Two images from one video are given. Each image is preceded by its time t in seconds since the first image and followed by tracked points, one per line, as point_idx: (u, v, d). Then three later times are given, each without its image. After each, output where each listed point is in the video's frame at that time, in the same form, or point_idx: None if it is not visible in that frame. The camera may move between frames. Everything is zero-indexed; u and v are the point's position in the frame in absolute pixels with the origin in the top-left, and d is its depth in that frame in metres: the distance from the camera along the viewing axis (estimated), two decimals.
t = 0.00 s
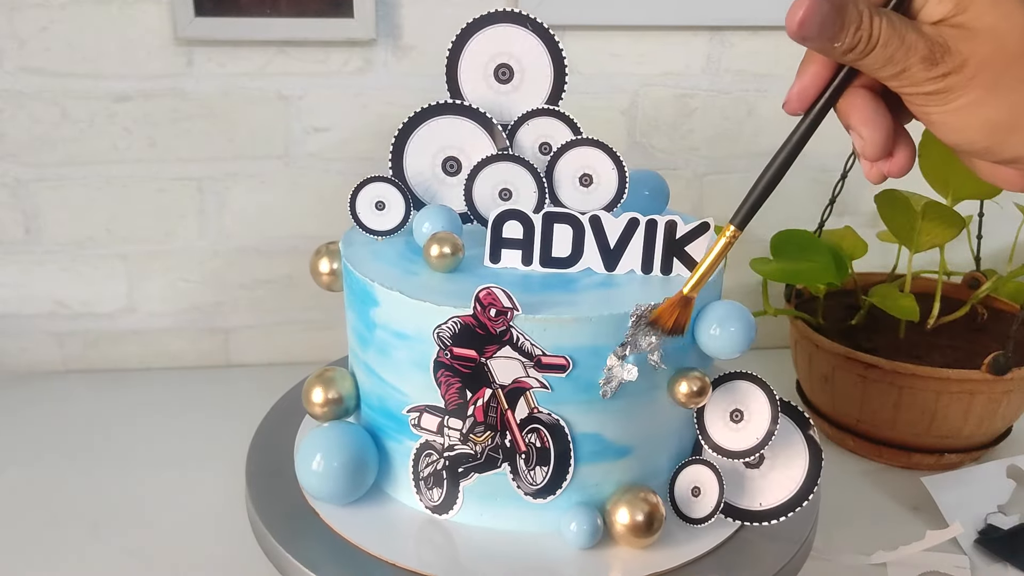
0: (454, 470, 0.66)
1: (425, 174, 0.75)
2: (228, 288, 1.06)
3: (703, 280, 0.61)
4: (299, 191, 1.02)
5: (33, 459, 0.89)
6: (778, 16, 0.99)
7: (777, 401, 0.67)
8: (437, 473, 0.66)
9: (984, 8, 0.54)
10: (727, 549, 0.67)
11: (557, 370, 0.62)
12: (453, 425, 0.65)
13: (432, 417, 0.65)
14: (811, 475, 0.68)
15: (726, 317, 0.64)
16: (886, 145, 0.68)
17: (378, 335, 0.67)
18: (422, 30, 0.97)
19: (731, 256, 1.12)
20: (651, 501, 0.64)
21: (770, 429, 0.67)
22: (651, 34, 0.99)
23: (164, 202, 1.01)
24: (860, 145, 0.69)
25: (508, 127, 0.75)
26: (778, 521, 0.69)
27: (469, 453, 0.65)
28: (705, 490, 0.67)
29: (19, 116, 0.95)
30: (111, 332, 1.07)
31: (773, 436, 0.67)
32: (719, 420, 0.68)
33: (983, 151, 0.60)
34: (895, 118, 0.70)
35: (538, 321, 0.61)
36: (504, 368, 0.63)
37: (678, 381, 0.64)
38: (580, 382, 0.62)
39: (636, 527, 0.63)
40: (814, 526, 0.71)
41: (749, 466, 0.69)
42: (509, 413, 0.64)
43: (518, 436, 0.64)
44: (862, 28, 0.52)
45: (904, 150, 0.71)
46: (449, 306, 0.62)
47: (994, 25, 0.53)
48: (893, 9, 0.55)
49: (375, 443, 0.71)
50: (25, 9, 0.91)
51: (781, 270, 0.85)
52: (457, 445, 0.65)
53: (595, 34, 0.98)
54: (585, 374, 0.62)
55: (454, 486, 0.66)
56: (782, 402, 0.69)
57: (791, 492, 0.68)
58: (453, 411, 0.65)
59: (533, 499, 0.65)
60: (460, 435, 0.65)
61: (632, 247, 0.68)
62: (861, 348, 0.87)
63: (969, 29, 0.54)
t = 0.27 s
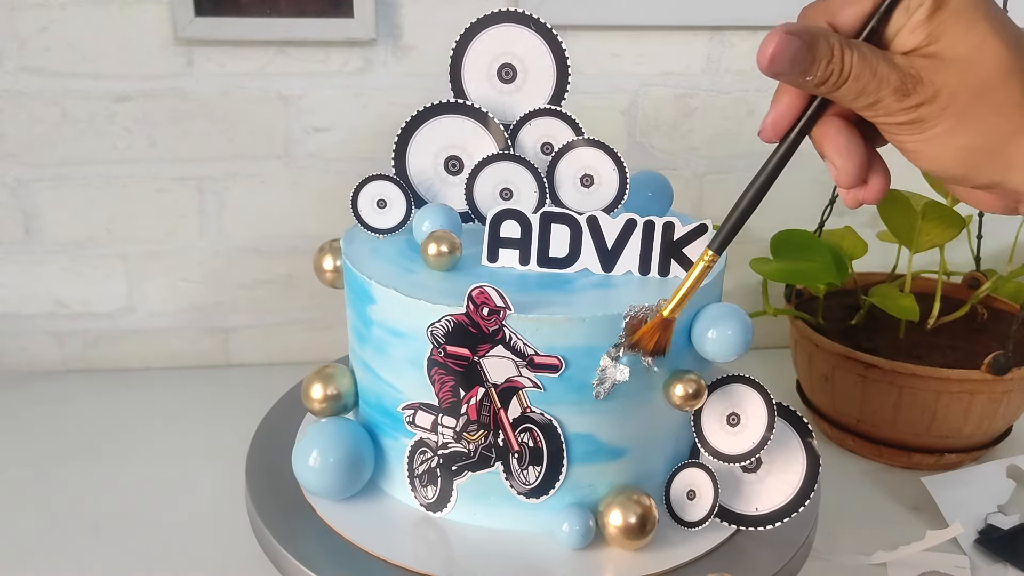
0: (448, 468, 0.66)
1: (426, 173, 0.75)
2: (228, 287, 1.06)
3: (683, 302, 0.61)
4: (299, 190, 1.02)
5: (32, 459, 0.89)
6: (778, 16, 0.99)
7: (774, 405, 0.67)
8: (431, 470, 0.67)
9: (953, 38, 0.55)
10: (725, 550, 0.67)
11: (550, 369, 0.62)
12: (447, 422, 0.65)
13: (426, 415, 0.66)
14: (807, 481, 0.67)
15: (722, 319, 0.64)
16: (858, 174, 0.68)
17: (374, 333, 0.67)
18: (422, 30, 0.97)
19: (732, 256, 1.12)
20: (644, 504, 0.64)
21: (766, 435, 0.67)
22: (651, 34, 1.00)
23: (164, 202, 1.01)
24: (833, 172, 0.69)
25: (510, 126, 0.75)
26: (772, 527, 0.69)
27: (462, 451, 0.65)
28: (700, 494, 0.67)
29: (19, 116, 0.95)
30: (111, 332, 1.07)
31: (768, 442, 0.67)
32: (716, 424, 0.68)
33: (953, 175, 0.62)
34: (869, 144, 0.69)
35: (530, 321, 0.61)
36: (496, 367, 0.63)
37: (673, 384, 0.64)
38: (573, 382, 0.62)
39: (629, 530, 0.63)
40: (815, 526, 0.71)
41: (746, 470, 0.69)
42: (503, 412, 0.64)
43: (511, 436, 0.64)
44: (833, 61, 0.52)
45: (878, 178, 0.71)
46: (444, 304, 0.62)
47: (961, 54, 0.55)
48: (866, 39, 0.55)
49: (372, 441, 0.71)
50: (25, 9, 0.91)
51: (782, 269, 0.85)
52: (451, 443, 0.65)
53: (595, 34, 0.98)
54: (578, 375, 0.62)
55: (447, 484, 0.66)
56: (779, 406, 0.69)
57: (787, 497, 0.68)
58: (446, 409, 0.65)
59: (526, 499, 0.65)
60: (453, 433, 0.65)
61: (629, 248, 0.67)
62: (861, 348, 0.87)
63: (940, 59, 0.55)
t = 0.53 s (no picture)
0: (447, 467, 0.66)
1: (427, 172, 0.75)
2: (228, 287, 1.06)
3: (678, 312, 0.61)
4: (299, 190, 1.02)
5: (32, 459, 0.89)
6: (778, 16, 0.99)
7: (773, 406, 0.67)
8: (430, 470, 0.67)
9: (939, 45, 0.55)
10: (724, 550, 0.67)
11: (548, 369, 0.62)
12: (445, 422, 0.65)
13: (425, 414, 0.66)
14: (807, 482, 0.67)
15: (722, 319, 0.64)
16: (847, 182, 0.68)
17: (373, 332, 0.67)
18: (422, 30, 0.97)
19: (732, 256, 1.12)
20: (643, 504, 0.64)
21: (765, 436, 0.67)
22: (651, 34, 1.00)
23: (164, 202, 1.01)
24: (821, 182, 0.69)
25: (510, 126, 0.75)
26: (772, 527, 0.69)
27: (461, 451, 0.65)
28: (699, 494, 0.67)
29: (19, 116, 0.95)
30: (111, 332, 1.07)
31: (767, 443, 0.67)
32: (715, 425, 0.68)
33: (942, 186, 0.62)
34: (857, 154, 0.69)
35: (528, 321, 0.61)
36: (495, 367, 0.63)
37: (672, 385, 0.64)
38: (571, 382, 0.62)
39: (627, 531, 0.63)
40: (813, 527, 0.71)
41: (745, 471, 0.69)
42: (501, 412, 0.64)
43: (510, 436, 0.64)
44: (817, 68, 0.52)
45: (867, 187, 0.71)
46: (442, 304, 0.62)
47: (948, 63, 0.55)
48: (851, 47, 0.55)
49: (371, 440, 0.71)
50: (25, 9, 0.91)
51: (782, 269, 0.85)
52: (450, 442, 0.65)
53: (595, 34, 0.98)
54: (577, 375, 0.62)
55: (446, 483, 0.66)
56: (777, 406, 0.69)
57: (787, 498, 0.68)
58: (445, 409, 0.65)
59: (525, 499, 0.65)
60: (452, 432, 0.65)
61: (628, 249, 0.67)
62: (861, 348, 0.87)
63: (925, 67, 0.55)
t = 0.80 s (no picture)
0: (447, 467, 0.66)
1: (427, 172, 0.75)
2: (229, 287, 1.06)
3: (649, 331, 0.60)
4: (299, 190, 1.02)
5: (33, 459, 0.89)
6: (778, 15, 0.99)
7: (773, 406, 0.67)
8: (430, 470, 0.67)
9: (896, 60, 0.54)
10: (724, 550, 0.67)
11: (548, 369, 0.62)
12: (446, 422, 0.65)
13: (426, 414, 0.66)
14: (807, 482, 0.67)
15: (721, 320, 0.64)
16: (809, 201, 0.66)
17: (374, 332, 0.67)
18: (422, 30, 0.97)
19: (732, 256, 1.12)
20: (643, 504, 0.64)
21: (765, 436, 0.67)
22: (651, 34, 1.00)
23: (164, 202, 1.01)
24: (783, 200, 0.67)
25: (510, 126, 0.75)
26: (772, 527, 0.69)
27: (461, 451, 0.65)
28: (699, 495, 0.67)
29: (19, 116, 0.95)
30: (111, 332, 1.07)
31: (767, 442, 0.67)
32: (715, 425, 0.68)
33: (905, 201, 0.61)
34: (820, 171, 0.68)
35: (528, 321, 0.61)
36: (495, 367, 0.63)
37: (672, 385, 0.64)
38: (571, 382, 0.62)
39: (627, 531, 0.63)
40: (813, 527, 0.71)
41: (746, 471, 0.69)
42: (501, 412, 0.64)
43: (510, 436, 0.64)
44: (771, 91, 0.51)
45: (829, 205, 0.70)
46: (442, 304, 0.62)
47: (906, 80, 0.54)
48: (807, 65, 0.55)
49: (370, 440, 0.71)
50: (25, 9, 0.91)
51: (782, 269, 0.85)
52: (450, 443, 0.65)
53: (595, 33, 0.98)
54: (576, 375, 0.62)
55: (446, 483, 0.66)
56: (777, 406, 0.69)
57: (787, 498, 0.68)
58: (445, 409, 0.65)
59: (525, 499, 0.65)
60: (452, 432, 0.65)
61: (628, 249, 0.67)
62: (861, 348, 0.87)
63: (882, 83, 0.54)
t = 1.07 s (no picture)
0: (446, 467, 0.66)
1: (427, 172, 0.75)
2: (229, 287, 1.06)
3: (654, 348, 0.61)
4: (299, 190, 1.02)
5: (33, 459, 0.89)
6: (778, 15, 0.99)
7: (773, 406, 0.67)
8: (430, 470, 0.67)
9: (897, 70, 0.54)
10: (723, 550, 0.67)
11: (548, 369, 0.62)
12: (445, 422, 0.65)
13: (425, 414, 0.66)
14: (807, 482, 0.67)
15: (721, 321, 0.64)
16: (814, 213, 0.65)
17: (374, 332, 0.67)
18: (422, 30, 0.97)
19: (731, 256, 1.12)
20: (642, 504, 0.64)
21: (765, 435, 0.67)
22: (651, 34, 1.00)
23: (164, 202, 1.01)
24: (787, 213, 0.66)
25: (510, 126, 0.75)
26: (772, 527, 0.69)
27: (461, 451, 0.65)
28: (698, 495, 0.67)
29: (19, 116, 0.95)
30: (111, 332, 1.07)
31: (767, 442, 0.67)
32: (715, 425, 0.68)
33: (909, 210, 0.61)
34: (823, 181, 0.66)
35: (528, 321, 0.61)
36: (494, 367, 0.63)
37: (672, 385, 0.64)
38: (571, 382, 0.62)
39: (627, 531, 0.63)
40: (813, 528, 0.71)
41: (745, 471, 0.69)
42: (501, 412, 0.64)
43: (510, 436, 0.64)
44: (773, 105, 0.51)
45: (835, 214, 0.68)
46: (442, 304, 0.62)
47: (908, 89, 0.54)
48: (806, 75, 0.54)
49: (370, 439, 0.71)
50: (25, 9, 0.91)
51: (782, 269, 0.85)
52: (450, 443, 0.65)
53: (595, 33, 0.98)
54: (576, 375, 0.62)
55: (446, 484, 0.66)
56: (777, 406, 0.69)
57: (787, 498, 0.68)
58: (445, 409, 0.65)
59: (524, 499, 0.65)
60: (452, 433, 0.65)
61: (628, 249, 0.67)
62: (861, 348, 0.87)
63: (883, 92, 0.54)
